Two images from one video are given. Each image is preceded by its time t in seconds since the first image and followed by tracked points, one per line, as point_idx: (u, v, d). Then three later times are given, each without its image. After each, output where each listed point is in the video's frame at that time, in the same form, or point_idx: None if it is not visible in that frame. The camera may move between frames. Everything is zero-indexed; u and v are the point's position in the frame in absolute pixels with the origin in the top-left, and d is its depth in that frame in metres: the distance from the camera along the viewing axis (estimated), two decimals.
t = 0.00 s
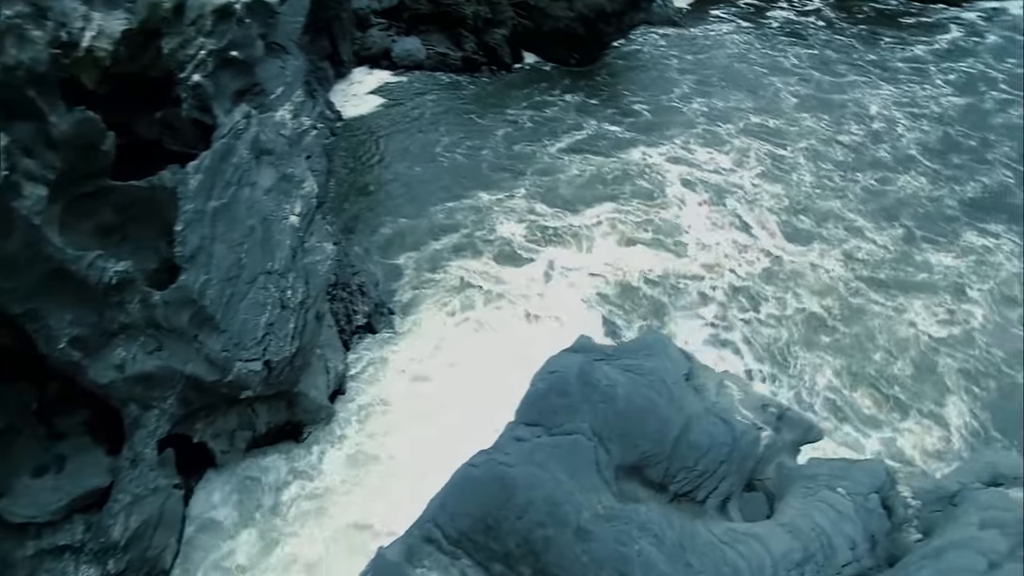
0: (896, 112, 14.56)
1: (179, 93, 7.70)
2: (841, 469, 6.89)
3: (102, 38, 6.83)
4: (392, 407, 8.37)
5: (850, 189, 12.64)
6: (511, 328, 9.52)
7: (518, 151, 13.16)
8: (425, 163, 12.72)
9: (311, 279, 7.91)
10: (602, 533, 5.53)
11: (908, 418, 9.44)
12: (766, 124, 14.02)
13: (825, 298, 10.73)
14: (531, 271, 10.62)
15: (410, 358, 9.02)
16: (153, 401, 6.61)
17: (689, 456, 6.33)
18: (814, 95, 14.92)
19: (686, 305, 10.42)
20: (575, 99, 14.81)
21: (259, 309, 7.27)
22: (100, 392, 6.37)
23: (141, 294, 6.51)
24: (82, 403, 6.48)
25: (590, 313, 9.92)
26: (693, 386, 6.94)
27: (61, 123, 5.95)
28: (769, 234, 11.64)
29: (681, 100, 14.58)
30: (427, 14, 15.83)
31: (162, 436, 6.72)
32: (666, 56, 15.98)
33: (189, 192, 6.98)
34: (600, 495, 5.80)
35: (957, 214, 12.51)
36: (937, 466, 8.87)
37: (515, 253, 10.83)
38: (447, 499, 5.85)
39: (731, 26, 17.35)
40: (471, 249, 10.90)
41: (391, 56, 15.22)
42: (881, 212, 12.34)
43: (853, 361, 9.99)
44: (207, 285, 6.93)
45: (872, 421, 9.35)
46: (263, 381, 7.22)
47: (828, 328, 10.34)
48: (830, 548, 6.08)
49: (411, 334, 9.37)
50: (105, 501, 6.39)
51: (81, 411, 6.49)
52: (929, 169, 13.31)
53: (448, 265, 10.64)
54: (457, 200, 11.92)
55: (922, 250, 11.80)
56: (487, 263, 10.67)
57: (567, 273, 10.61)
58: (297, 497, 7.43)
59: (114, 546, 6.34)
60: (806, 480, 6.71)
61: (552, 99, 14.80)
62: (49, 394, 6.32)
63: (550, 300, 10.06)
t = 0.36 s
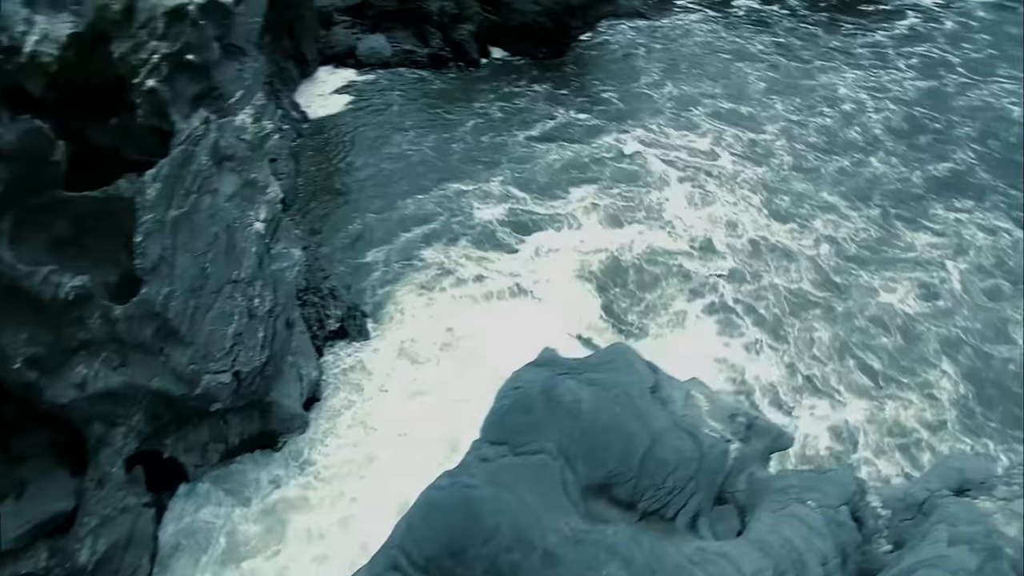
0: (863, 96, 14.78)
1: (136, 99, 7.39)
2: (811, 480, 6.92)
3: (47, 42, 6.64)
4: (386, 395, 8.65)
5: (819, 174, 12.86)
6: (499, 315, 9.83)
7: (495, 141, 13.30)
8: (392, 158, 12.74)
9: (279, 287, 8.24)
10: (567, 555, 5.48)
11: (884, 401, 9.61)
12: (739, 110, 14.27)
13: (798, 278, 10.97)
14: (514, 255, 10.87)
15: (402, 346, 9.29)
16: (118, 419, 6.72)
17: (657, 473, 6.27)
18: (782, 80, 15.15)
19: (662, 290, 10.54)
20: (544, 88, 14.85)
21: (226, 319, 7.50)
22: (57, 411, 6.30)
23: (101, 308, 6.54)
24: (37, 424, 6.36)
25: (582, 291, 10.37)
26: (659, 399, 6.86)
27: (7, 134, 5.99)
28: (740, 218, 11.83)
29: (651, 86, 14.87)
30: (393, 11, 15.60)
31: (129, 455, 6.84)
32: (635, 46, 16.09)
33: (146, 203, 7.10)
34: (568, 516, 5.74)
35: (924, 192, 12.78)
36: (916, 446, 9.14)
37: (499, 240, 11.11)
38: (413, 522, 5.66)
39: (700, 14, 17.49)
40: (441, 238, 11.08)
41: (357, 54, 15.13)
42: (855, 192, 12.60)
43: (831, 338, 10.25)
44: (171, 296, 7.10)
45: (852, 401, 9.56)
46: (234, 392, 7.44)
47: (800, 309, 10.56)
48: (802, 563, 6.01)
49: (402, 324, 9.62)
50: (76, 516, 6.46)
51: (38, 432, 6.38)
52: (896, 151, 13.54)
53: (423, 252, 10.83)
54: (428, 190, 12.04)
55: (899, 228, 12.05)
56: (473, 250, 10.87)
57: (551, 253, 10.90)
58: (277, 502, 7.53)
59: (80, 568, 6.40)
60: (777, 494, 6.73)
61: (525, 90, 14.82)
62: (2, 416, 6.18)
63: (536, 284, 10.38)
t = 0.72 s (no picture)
0: (833, 83, 14.99)
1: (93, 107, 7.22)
2: (784, 494, 6.83)
3: None
4: (371, 396, 8.93)
5: (791, 161, 13.06)
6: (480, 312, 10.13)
7: (473, 135, 13.51)
8: (363, 158, 12.84)
9: (250, 296, 8.53)
10: None
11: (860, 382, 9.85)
12: (713, 100, 14.42)
13: (767, 264, 11.24)
14: (499, 245, 11.26)
15: (384, 347, 9.57)
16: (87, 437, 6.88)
17: (629, 491, 6.22)
18: (753, 68, 15.31)
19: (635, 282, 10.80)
20: (515, 82, 14.94)
21: (197, 330, 7.73)
22: (19, 433, 6.45)
23: (65, 324, 6.67)
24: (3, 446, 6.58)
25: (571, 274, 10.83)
26: (629, 414, 6.85)
27: None
28: (712, 209, 12.08)
29: (623, 76, 15.03)
30: (362, 9, 15.43)
31: (98, 473, 7.01)
32: (606, 39, 16.18)
33: (109, 214, 7.11)
34: (539, 539, 5.70)
35: (894, 173, 12.99)
36: (895, 426, 9.39)
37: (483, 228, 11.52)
38: (379, 547, 5.69)
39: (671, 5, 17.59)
40: (416, 230, 11.44)
41: (326, 55, 15.01)
42: (832, 177, 12.81)
43: (805, 322, 10.50)
44: (138, 309, 7.21)
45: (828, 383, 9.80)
46: (206, 404, 7.69)
47: (770, 294, 10.82)
48: None
49: (383, 324, 9.88)
50: (47, 534, 6.62)
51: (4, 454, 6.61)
52: (867, 136, 13.72)
53: (399, 250, 11.05)
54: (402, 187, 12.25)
55: (877, 212, 12.24)
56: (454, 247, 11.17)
57: (538, 238, 11.38)
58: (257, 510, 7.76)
59: None
60: (750, 509, 6.66)
61: (498, 84, 14.90)
62: None
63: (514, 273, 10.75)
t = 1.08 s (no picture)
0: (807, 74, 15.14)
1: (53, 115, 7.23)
2: (764, 511, 7.22)
3: None
4: (364, 386, 9.29)
5: (766, 153, 13.18)
6: (462, 302, 10.37)
7: (452, 130, 13.56)
8: (339, 158, 12.81)
9: (225, 307, 8.47)
10: None
11: (843, 364, 9.97)
12: (690, 93, 14.53)
13: (746, 254, 11.33)
14: (492, 235, 11.47)
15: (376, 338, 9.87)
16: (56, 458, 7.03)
17: (603, 511, 6.20)
18: (729, 62, 15.44)
19: (614, 276, 10.89)
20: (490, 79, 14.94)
21: (170, 344, 7.72)
22: None
23: (30, 342, 6.74)
24: None
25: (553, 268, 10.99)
26: (603, 430, 6.86)
27: None
28: (691, 201, 12.19)
29: (599, 72, 15.08)
30: (334, 11, 15.28)
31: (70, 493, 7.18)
32: (580, 35, 16.23)
33: (73, 227, 7.01)
34: (513, 561, 5.69)
35: (869, 162, 13.04)
36: (885, 406, 9.53)
37: (473, 219, 11.74)
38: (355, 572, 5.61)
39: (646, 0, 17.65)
40: (388, 227, 11.57)
41: (298, 58, 14.88)
42: (811, 166, 12.93)
43: (783, 309, 10.62)
44: (107, 324, 7.16)
45: (808, 367, 9.92)
46: (180, 419, 7.71)
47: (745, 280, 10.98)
48: None
49: (373, 315, 10.17)
50: (17, 556, 6.90)
51: None
52: (842, 125, 13.85)
53: (378, 247, 11.21)
54: (378, 186, 12.30)
55: (859, 199, 12.34)
56: (439, 241, 11.33)
57: (521, 237, 11.44)
58: (239, 517, 7.98)
59: None
60: (727, 527, 6.87)
61: (474, 80, 14.89)
62: None
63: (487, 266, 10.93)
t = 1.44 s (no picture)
0: (783, 67, 15.26)
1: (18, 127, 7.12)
2: (744, 526, 6.50)
3: None
4: (353, 379, 9.47)
5: (746, 146, 13.25)
6: (448, 298, 10.51)
7: (435, 126, 13.53)
8: (318, 159, 12.74)
9: (200, 317, 8.42)
10: None
11: (831, 351, 10.06)
12: (669, 86, 14.59)
13: (729, 248, 11.39)
14: (485, 227, 11.65)
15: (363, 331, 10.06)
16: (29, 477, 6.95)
17: (581, 531, 6.01)
18: (708, 56, 15.53)
19: (601, 269, 11.00)
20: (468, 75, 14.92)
21: (145, 357, 7.64)
22: None
23: None
24: None
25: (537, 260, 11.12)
26: (579, 447, 6.63)
27: None
28: (672, 194, 12.25)
29: (577, 68, 15.09)
30: (308, 14, 15.10)
31: (45, 512, 7.11)
32: (557, 32, 16.24)
33: (40, 241, 6.87)
34: None
35: (848, 152, 13.15)
36: (880, 389, 9.67)
37: (460, 212, 11.88)
38: None
39: None
40: (365, 225, 11.58)
41: (274, 61, 14.74)
42: (794, 157, 13.01)
43: (765, 298, 10.69)
44: (80, 338, 7.07)
45: (794, 355, 10.01)
46: (158, 435, 7.65)
47: (729, 269, 11.08)
48: None
49: (359, 313, 10.30)
50: None
51: None
52: (820, 116, 13.97)
53: (358, 244, 11.27)
54: (357, 185, 12.26)
55: (843, 188, 12.45)
56: (423, 235, 11.45)
57: (503, 235, 11.50)
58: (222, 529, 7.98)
59: None
60: (708, 543, 6.35)
61: (452, 78, 14.85)
62: None
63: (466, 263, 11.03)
